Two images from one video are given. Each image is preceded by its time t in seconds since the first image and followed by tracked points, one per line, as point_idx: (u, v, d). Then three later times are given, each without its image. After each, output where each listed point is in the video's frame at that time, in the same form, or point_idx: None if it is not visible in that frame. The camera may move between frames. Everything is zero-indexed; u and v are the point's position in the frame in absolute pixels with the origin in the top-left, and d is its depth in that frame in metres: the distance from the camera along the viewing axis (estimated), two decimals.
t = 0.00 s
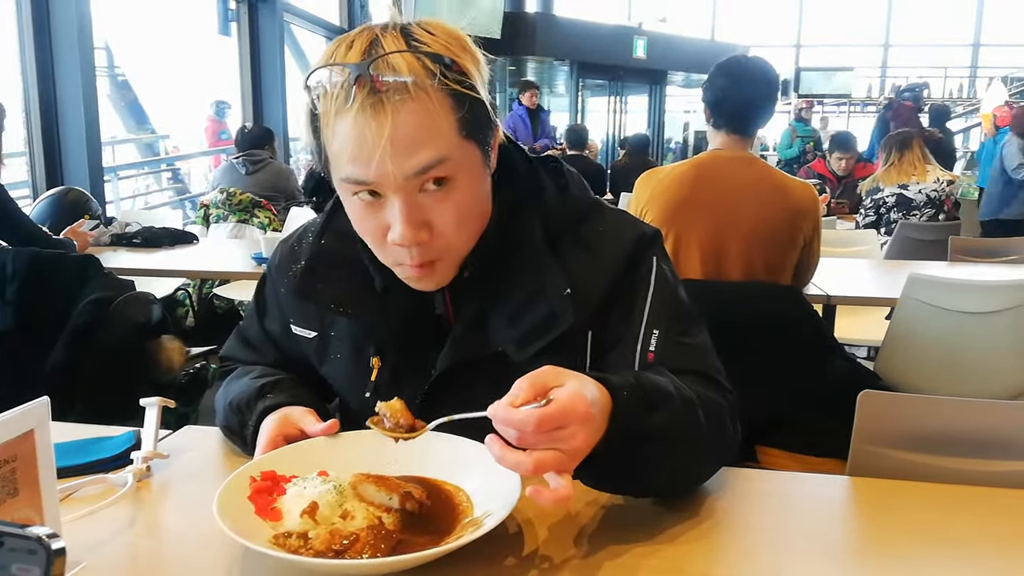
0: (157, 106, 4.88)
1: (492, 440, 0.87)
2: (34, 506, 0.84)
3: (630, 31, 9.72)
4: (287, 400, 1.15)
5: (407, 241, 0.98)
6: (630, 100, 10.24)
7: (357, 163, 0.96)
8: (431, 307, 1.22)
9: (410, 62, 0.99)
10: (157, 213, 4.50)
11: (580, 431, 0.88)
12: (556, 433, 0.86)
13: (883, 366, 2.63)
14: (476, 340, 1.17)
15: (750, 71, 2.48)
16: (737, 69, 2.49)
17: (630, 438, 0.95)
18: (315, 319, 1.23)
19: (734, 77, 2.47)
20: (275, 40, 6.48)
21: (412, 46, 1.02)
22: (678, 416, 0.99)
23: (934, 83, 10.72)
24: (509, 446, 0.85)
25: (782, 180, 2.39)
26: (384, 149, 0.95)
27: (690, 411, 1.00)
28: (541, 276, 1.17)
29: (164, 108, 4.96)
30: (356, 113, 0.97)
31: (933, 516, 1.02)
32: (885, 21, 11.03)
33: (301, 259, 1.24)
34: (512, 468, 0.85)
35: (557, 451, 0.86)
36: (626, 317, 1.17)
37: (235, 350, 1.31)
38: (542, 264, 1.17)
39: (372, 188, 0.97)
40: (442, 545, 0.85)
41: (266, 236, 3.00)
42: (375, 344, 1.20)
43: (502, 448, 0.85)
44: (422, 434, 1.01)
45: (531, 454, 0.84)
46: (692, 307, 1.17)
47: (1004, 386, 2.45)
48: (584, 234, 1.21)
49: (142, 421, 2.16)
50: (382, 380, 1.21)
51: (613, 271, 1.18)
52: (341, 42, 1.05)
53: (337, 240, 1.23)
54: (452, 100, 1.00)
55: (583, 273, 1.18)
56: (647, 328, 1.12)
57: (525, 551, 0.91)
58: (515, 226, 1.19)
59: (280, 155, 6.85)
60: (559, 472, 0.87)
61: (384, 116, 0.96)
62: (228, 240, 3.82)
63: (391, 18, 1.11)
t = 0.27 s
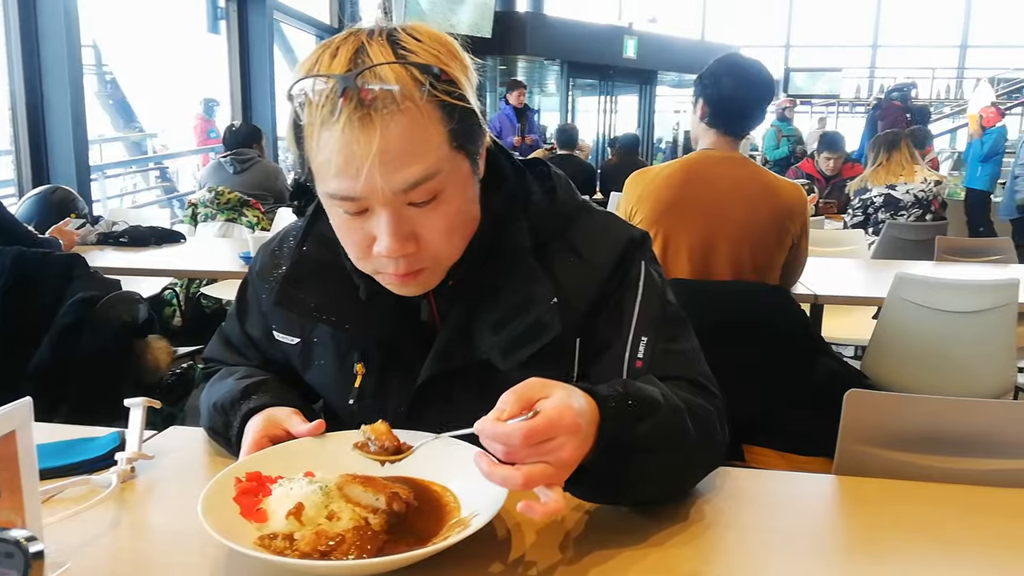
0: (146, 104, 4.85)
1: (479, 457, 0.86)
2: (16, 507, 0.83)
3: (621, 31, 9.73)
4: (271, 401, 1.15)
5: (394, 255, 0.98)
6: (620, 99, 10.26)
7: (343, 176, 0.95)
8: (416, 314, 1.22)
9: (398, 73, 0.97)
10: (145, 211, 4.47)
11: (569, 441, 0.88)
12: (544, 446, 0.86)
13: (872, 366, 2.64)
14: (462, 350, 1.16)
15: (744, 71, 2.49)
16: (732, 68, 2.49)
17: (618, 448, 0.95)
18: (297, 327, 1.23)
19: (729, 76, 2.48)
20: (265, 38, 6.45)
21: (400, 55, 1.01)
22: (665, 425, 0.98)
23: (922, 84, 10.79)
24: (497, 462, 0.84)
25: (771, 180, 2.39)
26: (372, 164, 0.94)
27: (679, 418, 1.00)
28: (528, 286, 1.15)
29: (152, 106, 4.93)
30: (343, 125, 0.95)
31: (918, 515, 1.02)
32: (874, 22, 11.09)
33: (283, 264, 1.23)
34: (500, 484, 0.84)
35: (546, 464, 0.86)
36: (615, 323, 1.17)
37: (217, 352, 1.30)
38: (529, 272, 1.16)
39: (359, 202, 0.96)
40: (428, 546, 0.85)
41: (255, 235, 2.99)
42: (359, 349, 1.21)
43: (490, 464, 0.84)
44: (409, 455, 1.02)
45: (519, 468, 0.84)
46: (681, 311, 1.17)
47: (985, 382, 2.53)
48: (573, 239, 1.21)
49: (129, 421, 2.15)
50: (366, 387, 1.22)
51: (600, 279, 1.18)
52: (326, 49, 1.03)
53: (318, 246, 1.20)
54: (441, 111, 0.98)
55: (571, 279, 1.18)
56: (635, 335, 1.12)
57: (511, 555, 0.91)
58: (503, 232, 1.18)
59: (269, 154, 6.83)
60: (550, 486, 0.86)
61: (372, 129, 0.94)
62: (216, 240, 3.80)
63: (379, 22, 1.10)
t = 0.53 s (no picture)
0: (138, 96, 4.82)
1: (474, 459, 0.85)
2: (6, 500, 0.82)
3: (615, 24, 9.71)
4: (264, 393, 1.14)
5: (383, 241, 0.98)
6: (615, 93, 10.24)
7: (332, 162, 0.95)
8: (409, 305, 1.22)
9: (388, 58, 0.97)
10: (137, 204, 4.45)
11: (565, 442, 0.88)
12: (540, 447, 0.85)
13: (865, 361, 2.65)
14: (455, 341, 1.16)
15: (743, 67, 2.48)
16: (731, 64, 2.48)
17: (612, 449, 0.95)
18: (290, 318, 1.22)
19: (729, 72, 2.47)
20: (258, 30, 6.41)
21: (390, 40, 1.00)
22: (659, 422, 0.99)
23: (916, 79, 10.81)
24: (493, 465, 0.84)
25: (768, 174, 2.40)
26: (361, 148, 0.93)
27: (672, 415, 1.00)
28: (521, 278, 1.15)
29: (144, 98, 4.89)
30: (332, 109, 0.95)
31: (911, 510, 1.02)
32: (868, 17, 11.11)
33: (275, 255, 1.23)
34: (497, 486, 0.83)
35: (543, 464, 0.85)
36: (608, 317, 1.17)
37: (209, 345, 1.29)
38: (522, 264, 1.16)
39: (347, 188, 0.96)
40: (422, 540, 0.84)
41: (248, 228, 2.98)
42: (353, 341, 1.19)
43: (487, 467, 0.83)
44: (401, 459, 1.02)
45: (516, 470, 0.83)
46: (675, 306, 1.17)
47: (974, 375, 2.55)
48: (566, 232, 1.21)
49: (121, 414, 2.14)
50: (359, 379, 1.20)
51: (594, 272, 1.18)
52: (317, 34, 1.03)
53: (311, 237, 1.21)
54: (431, 97, 0.98)
55: (565, 272, 1.18)
56: (628, 329, 1.12)
57: (504, 551, 0.91)
58: (495, 224, 1.18)
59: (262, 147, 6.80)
60: (546, 487, 0.86)
61: (361, 114, 0.94)
62: (209, 232, 3.79)
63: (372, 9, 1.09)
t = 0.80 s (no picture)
0: (139, 92, 4.82)
1: (478, 456, 0.84)
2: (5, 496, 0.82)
3: (617, 21, 9.70)
4: (264, 390, 1.14)
5: (386, 224, 0.98)
6: (616, 90, 10.23)
7: (336, 145, 0.95)
8: (412, 298, 1.22)
9: (393, 43, 0.97)
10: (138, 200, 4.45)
11: (568, 441, 0.88)
12: (543, 446, 0.85)
13: (864, 359, 2.65)
14: (457, 333, 1.16)
15: (750, 70, 2.49)
16: (738, 66, 2.48)
17: (615, 445, 0.95)
18: (293, 310, 1.23)
19: (737, 74, 2.47)
20: (259, 27, 6.41)
21: (395, 26, 1.00)
22: (659, 418, 0.99)
23: (919, 77, 10.79)
24: (495, 463, 0.83)
25: (772, 174, 2.41)
26: (364, 131, 0.94)
27: (673, 412, 1.00)
28: (523, 269, 1.15)
29: (146, 94, 4.89)
30: (337, 93, 0.95)
31: (911, 509, 1.02)
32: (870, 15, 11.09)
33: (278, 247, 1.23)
34: (499, 484, 0.83)
35: (544, 464, 0.86)
36: (608, 309, 1.17)
37: (211, 340, 1.29)
38: (525, 255, 1.16)
39: (351, 171, 0.96)
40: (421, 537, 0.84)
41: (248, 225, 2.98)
42: (354, 333, 1.20)
43: (488, 464, 0.83)
44: (401, 455, 1.01)
45: (518, 469, 0.83)
46: (675, 301, 1.17)
47: (970, 376, 2.54)
48: (569, 226, 1.21)
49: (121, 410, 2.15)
50: (361, 369, 1.21)
51: (595, 265, 1.18)
52: (324, 19, 1.03)
53: (315, 229, 1.21)
54: (435, 83, 0.98)
55: (568, 265, 1.18)
56: (628, 322, 1.12)
57: (501, 551, 0.90)
58: (498, 216, 1.18)
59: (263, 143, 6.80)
60: (547, 485, 0.86)
61: (365, 97, 0.94)
62: (210, 229, 3.79)
63: None
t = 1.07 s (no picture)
0: (123, 87, 4.77)
1: (461, 450, 0.85)
2: None
3: (604, 20, 9.70)
4: (246, 389, 1.13)
5: (368, 211, 0.98)
6: (603, 89, 10.24)
7: (319, 129, 0.95)
8: (396, 290, 1.22)
9: (377, 28, 0.97)
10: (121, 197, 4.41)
11: (552, 434, 0.88)
12: (526, 439, 0.85)
13: (850, 359, 2.66)
14: (441, 326, 1.15)
15: (738, 70, 2.49)
16: (727, 65, 2.49)
17: (600, 438, 0.95)
18: (277, 303, 1.22)
19: (725, 74, 2.48)
20: (245, 22, 6.36)
21: (380, 12, 1.00)
22: (644, 412, 0.99)
23: (903, 77, 10.87)
24: (479, 456, 0.83)
25: (758, 175, 2.42)
26: (347, 115, 0.94)
27: (657, 406, 1.00)
28: (508, 260, 1.15)
29: (129, 89, 4.84)
30: (320, 77, 0.95)
31: (893, 507, 1.03)
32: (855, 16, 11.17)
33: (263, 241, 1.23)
34: (482, 477, 0.83)
35: (528, 456, 0.86)
36: (592, 303, 1.16)
37: (194, 337, 1.28)
38: (510, 247, 1.16)
39: (333, 157, 0.96)
40: (404, 536, 0.84)
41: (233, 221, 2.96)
42: (339, 326, 1.19)
43: (472, 457, 0.83)
44: (384, 446, 1.01)
45: (501, 461, 0.83)
46: (659, 295, 1.17)
47: (952, 373, 2.57)
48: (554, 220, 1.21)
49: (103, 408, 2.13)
50: (345, 364, 1.20)
51: (581, 258, 1.18)
52: (308, 6, 1.03)
53: (300, 221, 1.21)
54: (418, 69, 0.98)
55: (553, 257, 1.18)
56: (612, 316, 1.12)
57: (485, 550, 0.90)
58: (482, 208, 1.19)
59: (248, 139, 6.75)
60: (530, 479, 0.86)
61: (348, 81, 0.95)
62: (195, 225, 3.76)
63: None
